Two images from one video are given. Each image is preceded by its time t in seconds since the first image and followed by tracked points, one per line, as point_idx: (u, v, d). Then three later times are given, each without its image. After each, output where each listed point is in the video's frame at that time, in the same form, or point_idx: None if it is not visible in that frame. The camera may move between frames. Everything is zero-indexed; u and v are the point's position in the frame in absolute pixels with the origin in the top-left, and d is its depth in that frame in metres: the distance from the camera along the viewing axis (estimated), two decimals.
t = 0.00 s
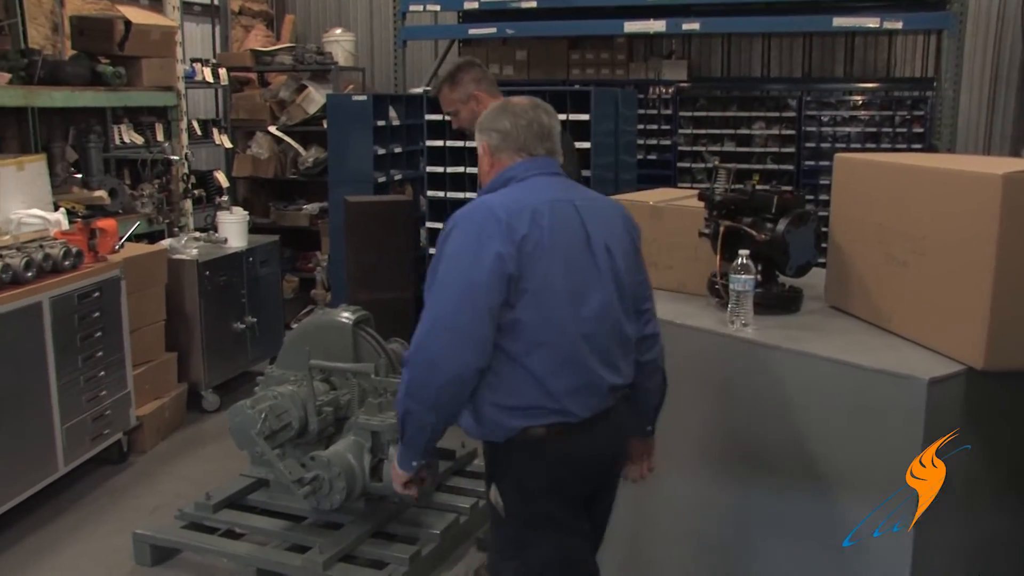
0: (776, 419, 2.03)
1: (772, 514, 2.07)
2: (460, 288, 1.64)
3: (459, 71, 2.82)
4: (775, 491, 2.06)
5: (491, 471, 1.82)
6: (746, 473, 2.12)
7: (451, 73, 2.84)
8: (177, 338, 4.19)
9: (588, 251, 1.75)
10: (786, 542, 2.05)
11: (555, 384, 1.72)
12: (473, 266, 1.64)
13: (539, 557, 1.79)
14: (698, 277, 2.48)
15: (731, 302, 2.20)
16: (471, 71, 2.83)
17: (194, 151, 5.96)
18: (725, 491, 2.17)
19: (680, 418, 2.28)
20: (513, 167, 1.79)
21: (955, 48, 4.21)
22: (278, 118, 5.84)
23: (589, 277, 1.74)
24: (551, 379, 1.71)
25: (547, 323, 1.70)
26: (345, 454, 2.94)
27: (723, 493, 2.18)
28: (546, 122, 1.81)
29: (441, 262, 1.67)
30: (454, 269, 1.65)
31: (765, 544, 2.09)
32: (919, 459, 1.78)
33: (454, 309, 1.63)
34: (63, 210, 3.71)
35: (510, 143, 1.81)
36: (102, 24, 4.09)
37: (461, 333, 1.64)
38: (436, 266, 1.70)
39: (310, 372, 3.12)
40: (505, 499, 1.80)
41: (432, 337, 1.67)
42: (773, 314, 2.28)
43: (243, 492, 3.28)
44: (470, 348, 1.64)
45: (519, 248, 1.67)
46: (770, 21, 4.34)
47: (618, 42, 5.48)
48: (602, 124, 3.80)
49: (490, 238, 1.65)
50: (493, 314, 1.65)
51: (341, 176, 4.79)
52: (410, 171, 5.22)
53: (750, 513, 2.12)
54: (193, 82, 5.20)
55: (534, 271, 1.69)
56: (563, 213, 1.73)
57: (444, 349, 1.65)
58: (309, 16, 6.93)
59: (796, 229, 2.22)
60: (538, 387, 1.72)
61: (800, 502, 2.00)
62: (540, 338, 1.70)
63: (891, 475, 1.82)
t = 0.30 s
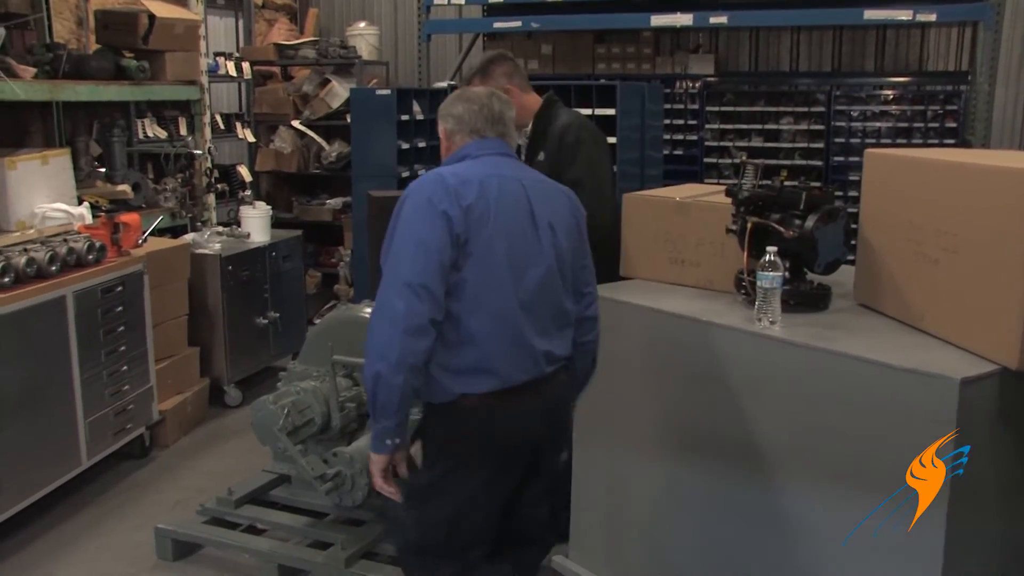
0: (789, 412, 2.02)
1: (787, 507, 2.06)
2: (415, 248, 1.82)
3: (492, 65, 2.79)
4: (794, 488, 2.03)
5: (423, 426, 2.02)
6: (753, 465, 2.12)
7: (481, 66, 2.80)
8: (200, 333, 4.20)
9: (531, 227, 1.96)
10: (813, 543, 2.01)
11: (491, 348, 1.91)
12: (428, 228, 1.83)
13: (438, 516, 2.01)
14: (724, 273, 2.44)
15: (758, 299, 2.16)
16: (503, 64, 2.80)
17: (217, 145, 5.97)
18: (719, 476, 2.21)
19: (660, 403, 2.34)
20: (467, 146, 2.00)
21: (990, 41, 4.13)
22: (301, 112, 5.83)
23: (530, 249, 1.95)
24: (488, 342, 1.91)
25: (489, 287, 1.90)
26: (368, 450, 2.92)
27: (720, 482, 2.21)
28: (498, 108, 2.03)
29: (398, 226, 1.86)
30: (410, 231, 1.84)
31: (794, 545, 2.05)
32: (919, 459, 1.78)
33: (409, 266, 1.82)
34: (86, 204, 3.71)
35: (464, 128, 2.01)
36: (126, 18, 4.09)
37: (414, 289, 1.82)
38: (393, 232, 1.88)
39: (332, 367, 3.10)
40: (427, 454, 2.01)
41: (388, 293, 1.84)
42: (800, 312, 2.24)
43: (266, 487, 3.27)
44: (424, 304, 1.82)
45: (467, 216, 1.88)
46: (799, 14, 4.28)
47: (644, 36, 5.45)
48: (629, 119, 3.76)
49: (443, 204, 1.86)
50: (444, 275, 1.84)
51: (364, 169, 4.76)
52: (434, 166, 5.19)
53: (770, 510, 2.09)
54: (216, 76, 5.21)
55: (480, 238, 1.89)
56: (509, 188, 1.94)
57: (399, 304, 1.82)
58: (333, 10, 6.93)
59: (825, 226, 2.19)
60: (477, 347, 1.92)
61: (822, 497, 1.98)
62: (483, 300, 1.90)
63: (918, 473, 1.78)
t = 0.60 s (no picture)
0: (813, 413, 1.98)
1: (811, 509, 2.02)
2: (366, 246, 1.88)
3: (521, 63, 2.72)
4: (818, 492, 2.00)
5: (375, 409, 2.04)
6: (776, 466, 2.08)
7: (511, 64, 2.74)
8: (221, 330, 4.19)
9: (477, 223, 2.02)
10: (837, 545, 1.97)
11: (442, 341, 1.96)
12: (377, 227, 1.89)
13: (389, 490, 2.01)
14: (750, 272, 2.40)
15: (784, 299, 2.11)
16: (533, 63, 2.73)
17: (238, 142, 5.97)
18: (737, 475, 2.18)
19: (666, 398, 2.33)
20: (414, 148, 2.05)
21: None
22: (322, 109, 5.83)
23: (479, 245, 2.01)
24: (439, 335, 1.96)
25: (440, 282, 1.96)
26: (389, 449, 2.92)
27: (739, 480, 2.18)
28: (440, 111, 2.07)
29: (350, 227, 1.92)
30: (360, 231, 1.89)
31: (818, 550, 2.01)
32: (919, 459, 1.79)
33: (361, 266, 1.88)
34: (107, 201, 3.71)
35: (409, 130, 2.07)
36: (148, 15, 4.09)
37: (367, 288, 1.87)
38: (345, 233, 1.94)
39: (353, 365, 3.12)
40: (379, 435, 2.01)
41: (342, 292, 1.90)
42: (825, 312, 2.20)
43: (286, 485, 3.26)
44: (377, 301, 1.88)
45: (415, 214, 1.94)
46: (826, 10, 4.21)
47: (669, 32, 5.40)
48: (653, 116, 3.72)
49: (390, 203, 1.91)
50: (397, 273, 1.90)
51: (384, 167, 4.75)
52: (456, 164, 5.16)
53: (794, 514, 2.05)
54: (238, 73, 5.21)
55: (430, 235, 1.95)
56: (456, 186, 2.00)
57: (353, 303, 1.88)
58: (355, 6, 6.92)
59: (853, 225, 2.14)
60: (430, 342, 1.97)
61: (845, 500, 1.94)
62: (433, 295, 1.96)
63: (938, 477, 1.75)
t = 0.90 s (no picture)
0: (838, 414, 1.95)
1: (838, 512, 1.98)
2: (296, 242, 1.93)
3: (565, 52, 2.72)
4: (843, 494, 1.97)
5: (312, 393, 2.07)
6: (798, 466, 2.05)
7: (558, 52, 2.73)
8: (244, 325, 4.19)
9: (406, 215, 2.08)
10: (865, 549, 1.93)
11: (372, 330, 2.02)
12: (307, 224, 1.94)
13: (331, 476, 2.05)
14: (777, 270, 2.36)
15: (812, 297, 2.07)
16: (579, 52, 2.72)
17: (260, 136, 5.98)
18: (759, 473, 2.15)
19: (689, 398, 2.30)
20: (344, 142, 2.11)
21: None
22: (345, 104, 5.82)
23: (408, 236, 2.07)
24: (369, 325, 2.02)
25: (369, 273, 2.01)
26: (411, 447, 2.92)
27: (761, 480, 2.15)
28: (370, 103, 2.13)
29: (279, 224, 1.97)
30: (290, 228, 1.95)
31: (844, 553, 1.98)
32: (919, 459, 1.80)
33: (291, 262, 1.93)
34: (130, 196, 3.72)
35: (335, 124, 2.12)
36: (172, 9, 4.09)
37: (297, 283, 1.93)
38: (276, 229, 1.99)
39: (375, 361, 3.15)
40: (316, 422, 2.05)
41: (272, 287, 1.95)
42: (853, 311, 2.16)
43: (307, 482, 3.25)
44: (307, 296, 1.93)
45: (345, 208, 1.99)
46: (856, 4, 4.15)
47: (696, 26, 5.36)
48: (678, 111, 3.68)
49: (320, 200, 1.96)
50: (327, 268, 1.96)
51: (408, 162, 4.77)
52: (479, 159, 5.13)
53: (819, 517, 2.03)
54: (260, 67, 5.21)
55: (360, 228, 2.00)
56: (385, 179, 2.05)
57: (284, 298, 1.93)
58: None
59: (883, 221, 2.10)
60: (361, 333, 2.02)
61: (870, 502, 1.91)
62: (363, 287, 2.01)
63: (952, 479, 1.74)
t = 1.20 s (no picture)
0: (861, 416, 1.91)
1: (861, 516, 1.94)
2: (279, 231, 2.08)
3: (605, 54, 2.79)
4: (864, 497, 1.93)
5: (289, 391, 2.28)
6: (817, 467, 2.02)
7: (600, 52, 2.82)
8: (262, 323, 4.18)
9: (376, 206, 2.27)
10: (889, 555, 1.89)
11: (350, 312, 2.21)
12: (291, 213, 2.09)
13: (324, 468, 2.26)
14: (800, 270, 2.31)
15: (835, 297, 2.03)
16: (624, 53, 2.78)
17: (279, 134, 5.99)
18: (776, 474, 2.13)
19: (706, 397, 2.28)
20: (309, 136, 2.26)
21: None
22: (363, 100, 5.81)
23: (379, 225, 2.26)
24: (348, 308, 2.20)
25: (347, 261, 2.19)
26: (430, 446, 2.90)
27: (779, 482, 2.13)
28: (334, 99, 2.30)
29: (259, 214, 2.11)
30: (273, 217, 2.09)
31: (867, 557, 1.94)
32: (919, 459, 1.80)
33: (278, 253, 2.08)
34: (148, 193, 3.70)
35: (293, 118, 2.26)
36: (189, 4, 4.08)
37: (284, 272, 2.08)
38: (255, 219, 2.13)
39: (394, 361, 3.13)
40: (301, 418, 2.26)
41: (255, 276, 2.09)
42: (877, 311, 2.11)
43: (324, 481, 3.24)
44: (292, 282, 2.09)
45: (325, 197, 2.15)
46: None
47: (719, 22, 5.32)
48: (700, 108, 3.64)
49: (301, 190, 2.11)
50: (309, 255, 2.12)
51: (427, 160, 4.74)
52: (498, 157, 5.10)
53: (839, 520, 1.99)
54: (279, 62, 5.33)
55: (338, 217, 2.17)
56: (355, 171, 2.23)
57: (269, 286, 2.08)
58: None
59: (908, 220, 2.06)
60: (340, 315, 2.20)
61: (875, 501, 1.91)
62: (340, 272, 2.19)
63: (952, 478, 1.74)
